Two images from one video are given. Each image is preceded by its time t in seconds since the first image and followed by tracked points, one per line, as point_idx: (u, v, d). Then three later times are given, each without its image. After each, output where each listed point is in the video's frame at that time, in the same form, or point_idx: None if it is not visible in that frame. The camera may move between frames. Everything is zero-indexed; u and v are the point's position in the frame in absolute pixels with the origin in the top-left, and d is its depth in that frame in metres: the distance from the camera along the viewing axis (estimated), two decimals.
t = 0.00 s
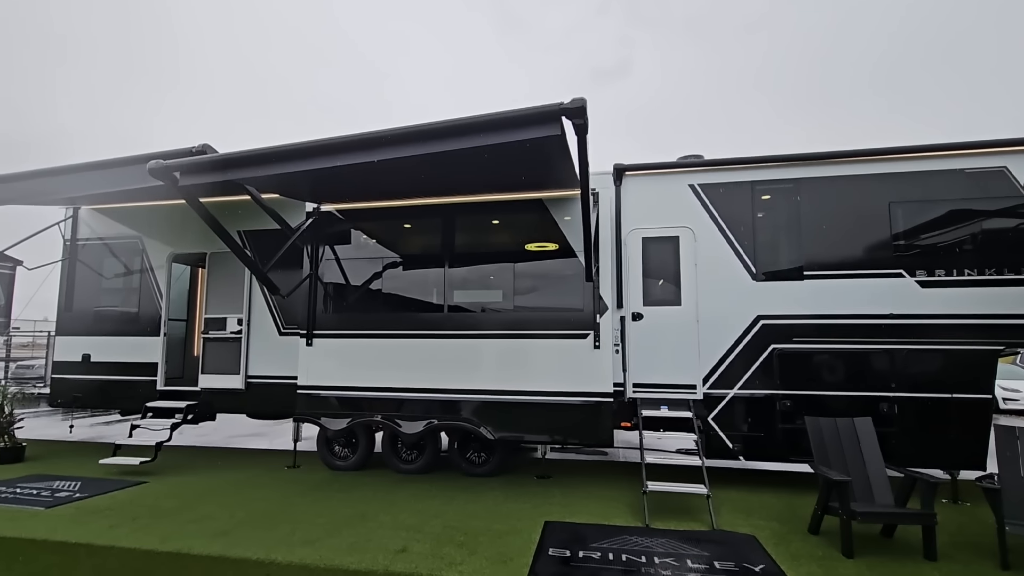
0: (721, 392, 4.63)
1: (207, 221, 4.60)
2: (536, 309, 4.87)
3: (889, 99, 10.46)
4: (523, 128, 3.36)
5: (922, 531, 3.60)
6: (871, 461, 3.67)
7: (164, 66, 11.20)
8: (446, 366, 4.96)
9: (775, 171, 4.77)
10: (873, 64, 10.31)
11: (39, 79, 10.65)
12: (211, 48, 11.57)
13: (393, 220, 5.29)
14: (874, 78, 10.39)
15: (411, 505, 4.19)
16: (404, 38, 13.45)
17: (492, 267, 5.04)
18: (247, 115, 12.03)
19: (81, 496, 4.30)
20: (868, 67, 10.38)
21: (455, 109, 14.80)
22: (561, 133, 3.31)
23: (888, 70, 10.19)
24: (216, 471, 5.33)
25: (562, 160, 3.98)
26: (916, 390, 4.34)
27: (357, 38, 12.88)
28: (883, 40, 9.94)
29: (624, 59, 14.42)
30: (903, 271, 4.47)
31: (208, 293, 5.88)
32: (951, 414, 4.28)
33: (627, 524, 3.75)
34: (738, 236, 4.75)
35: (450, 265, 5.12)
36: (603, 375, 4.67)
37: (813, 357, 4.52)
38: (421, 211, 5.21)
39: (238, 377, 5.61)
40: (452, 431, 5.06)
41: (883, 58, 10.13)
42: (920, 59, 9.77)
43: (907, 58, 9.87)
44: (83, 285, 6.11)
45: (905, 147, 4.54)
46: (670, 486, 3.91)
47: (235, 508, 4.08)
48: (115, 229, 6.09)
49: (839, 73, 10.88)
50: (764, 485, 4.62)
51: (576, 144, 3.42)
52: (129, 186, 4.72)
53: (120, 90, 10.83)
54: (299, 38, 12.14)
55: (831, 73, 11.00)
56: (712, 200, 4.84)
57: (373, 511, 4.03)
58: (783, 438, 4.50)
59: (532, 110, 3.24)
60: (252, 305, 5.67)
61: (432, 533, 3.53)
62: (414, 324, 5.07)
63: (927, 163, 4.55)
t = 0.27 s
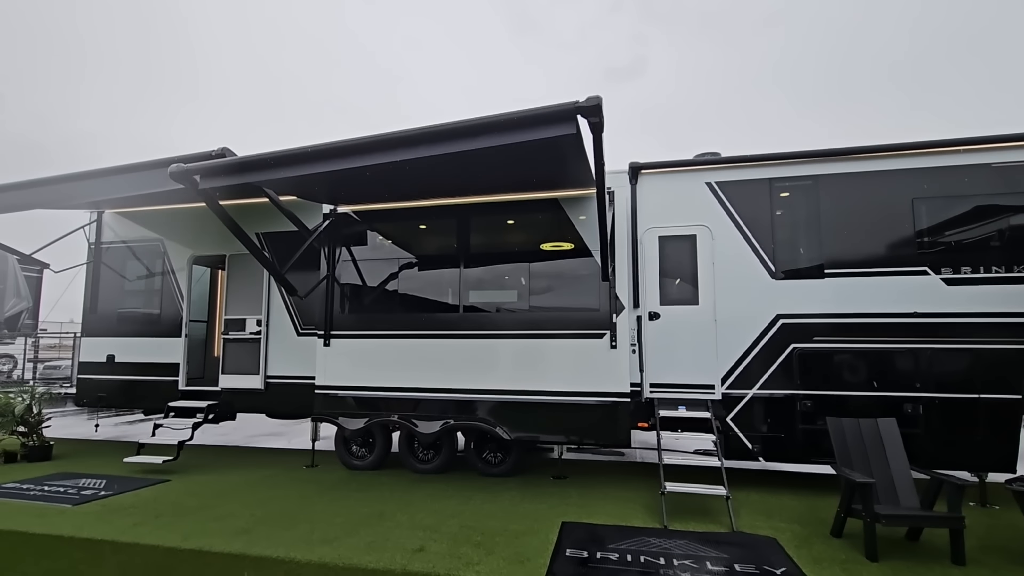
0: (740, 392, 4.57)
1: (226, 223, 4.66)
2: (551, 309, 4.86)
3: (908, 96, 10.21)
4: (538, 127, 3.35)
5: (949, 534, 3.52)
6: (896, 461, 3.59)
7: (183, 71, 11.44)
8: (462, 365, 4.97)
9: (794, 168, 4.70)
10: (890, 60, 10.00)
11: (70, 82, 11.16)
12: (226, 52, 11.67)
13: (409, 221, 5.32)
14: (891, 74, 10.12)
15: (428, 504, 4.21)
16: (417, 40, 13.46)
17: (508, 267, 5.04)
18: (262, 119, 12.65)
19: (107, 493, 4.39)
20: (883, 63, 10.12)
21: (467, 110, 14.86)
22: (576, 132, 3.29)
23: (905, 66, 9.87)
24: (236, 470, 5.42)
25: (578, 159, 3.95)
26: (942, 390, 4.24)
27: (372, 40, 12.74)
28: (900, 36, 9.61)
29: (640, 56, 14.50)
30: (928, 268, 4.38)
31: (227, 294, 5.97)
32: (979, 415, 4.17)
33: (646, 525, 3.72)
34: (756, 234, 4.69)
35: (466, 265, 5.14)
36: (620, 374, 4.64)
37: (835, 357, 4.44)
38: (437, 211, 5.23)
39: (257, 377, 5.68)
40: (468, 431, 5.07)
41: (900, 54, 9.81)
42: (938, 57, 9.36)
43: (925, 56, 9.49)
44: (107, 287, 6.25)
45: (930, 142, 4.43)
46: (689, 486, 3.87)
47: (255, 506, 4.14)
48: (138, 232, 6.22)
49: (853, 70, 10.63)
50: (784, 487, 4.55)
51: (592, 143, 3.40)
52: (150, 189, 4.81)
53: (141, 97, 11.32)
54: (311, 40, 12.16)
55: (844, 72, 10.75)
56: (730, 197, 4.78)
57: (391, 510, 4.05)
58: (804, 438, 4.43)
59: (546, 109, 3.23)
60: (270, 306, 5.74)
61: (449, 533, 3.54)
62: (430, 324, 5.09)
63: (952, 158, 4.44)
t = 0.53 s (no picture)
0: (754, 391, 4.51)
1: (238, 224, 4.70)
2: (562, 308, 4.83)
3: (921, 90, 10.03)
4: (548, 125, 3.33)
5: (971, 536, 3.45)
6: (914, 462, 3.53)
7: (191, 70, 11.70)
8: (473, 365, 4.96)
9: (808, 164, 4.63)
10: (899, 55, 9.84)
11: (83, 85, 11.47)
12: (233, 54, 11.84)
13: (420, 221, 5.32)
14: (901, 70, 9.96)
15: (440, 504, 4.21)
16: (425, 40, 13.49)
17: (518, 266, 5.02)
18: (268, 118, 12.86)
19: (122, 492, 4.45)
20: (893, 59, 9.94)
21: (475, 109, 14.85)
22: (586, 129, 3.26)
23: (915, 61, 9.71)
24: (249, 469, 5.46)
25: (588, 157, 3.93)
26: (962, 389, 4.15)
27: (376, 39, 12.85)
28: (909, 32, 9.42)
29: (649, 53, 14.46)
30: (946, 265, 4.29)
31: (239, 295, 6.02)
32: (1000, 415, 4.09)
33: (658, 525, 3.69)
34: (769, 231, 4.63)
35: (476, 264, 5.13)
36: (631, 374, 4.61)
37: (852, 356, 4.37)
38: (447, 211, 5.23)
39: (269, 377, 5.72)
40: (479, 431, 5.06)
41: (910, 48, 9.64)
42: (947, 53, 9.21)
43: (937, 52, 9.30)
44: (122, 288, 6.33)
45: (947, 136, 4.34)
46: (703, 487, 3.83)
47: (268, 505, 4.16)
48: (152, 233, 6.29)
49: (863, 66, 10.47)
50: (799, 487, 4.49)
51: (602, 140, 3.37)
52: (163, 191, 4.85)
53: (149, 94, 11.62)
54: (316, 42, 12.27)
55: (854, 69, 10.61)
56: (742, 194, 4.73)
57: (402, 510, 4.05)
58: (820, 438, 4.37)
59: (556, 107, 3.20)
60: (282, 307, 5.78)
61: (461, 533, 3.54)
62: (441, 324, 5.09)
63: (971, 152, 4.34)
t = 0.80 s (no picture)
0: (760, 390, 4.48)
1: (242, 223, 4.68)
2: (566, 307, 4.80)
3: (931, 80, 9.93)
4: (552, 122, 3.30)
5: (983, 535, 3.41)
6: (924, 460, 3.50)
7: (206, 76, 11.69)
8: (477, 364, 4.94)
9: (814, 160, 4.58)
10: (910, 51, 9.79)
11: (93, 91, 11.44)
12: (237, 53, 11.81)
13: (423, 219, 5.30)
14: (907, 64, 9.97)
15: (444, 504, 4.19)
16: (428, 39, 13.46)
17: (522, 265, 4.99)
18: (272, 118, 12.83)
19: (127, 492, 4.44)
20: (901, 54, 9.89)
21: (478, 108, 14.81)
22: (591, 126, 3.23)
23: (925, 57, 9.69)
24: (254, 469, 5.45)
25: (593, 154, 3.89)
26: (972, 387, 4.11)
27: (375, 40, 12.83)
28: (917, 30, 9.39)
29: (651, 52, 14.36)
30: (955, 262, 4.24)
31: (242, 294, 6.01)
32: (1010, 413, 4.04)
33: (665, 525, 3.66)
34: (775, 228, 4.59)
35: (480, 263, 5.10)
36: (637, 372, 4.58)
37: (859, 354, 4.33)
38: (450, 209, 5.21)
39: (273, 377, 5.71)
40: (484, 430, 5.04)
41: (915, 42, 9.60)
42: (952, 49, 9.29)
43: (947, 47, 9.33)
44: (126, 288, 6.32)
45: (956, 131, 4.29)
46: (710, 486, 3.80)
47: (273, 506, 4.15)
48: (155, 233, 6.28)
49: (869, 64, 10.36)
50: (807, 486, 4.46)
51: (608, 137, 3.34)
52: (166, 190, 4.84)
53: (161, 103, 11.51)
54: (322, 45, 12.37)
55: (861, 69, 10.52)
56: (748, 191, 4.69)
57: (407, 510, 4.04)
58: (827, 437, 4.33)
59: (562, 103, 3.17)
60: (285, 306, 5.77)
61: (466, 533, 3.51)
62: (445, 323, 5.07)
63: (980, 147, 4.29)
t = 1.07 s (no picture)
0: (761, 390, 4.46)
1: (240, 221, 4.64)
2: (567, 306, 4.77)
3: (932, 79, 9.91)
4: (554, 118, 3.27)
5: (986, 536, 3.39)
6: (927, 461, 3.48)
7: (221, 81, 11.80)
8: (477, 363, 4.91)
9: (816, 159, 4.56)
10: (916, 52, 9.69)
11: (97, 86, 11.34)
12: (240, 50, 11.75)
13: (422, 218, 5.26)
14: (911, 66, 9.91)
15: (444, 504, 4.16)
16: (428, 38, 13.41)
17: (522, 263, 4.96)
18: (271, 116, 12.75)
19: (123, 492, 4.40)
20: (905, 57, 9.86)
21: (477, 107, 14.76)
22: (594, 123, 3.20)
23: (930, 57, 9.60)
24: (251, 469, 5.41)
25: (595, 151, 3.87)
26: (974, 387, 4.09)
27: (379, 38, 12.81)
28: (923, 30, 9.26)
29: (650, 52, 14.35)
30: (957, 261, 4.23)
31: (240, 292, 5.96)
32: (1012, 413, 4.03)
33: (666, 525, 3.64)
34: (776, 227, 4.57)
35: (480, 262, 5.07)
36: (637, 372, 4.55)
37: (861, 353, 4.31)
38: (450, 207, 5.17)
39: (270, 375, 5.67)
40: (483, 430, 5.01)
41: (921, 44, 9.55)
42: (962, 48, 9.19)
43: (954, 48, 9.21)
44: (122, 286, 6.27)
45: (958, 130, 4.27)
46: (711, 487, 3.77)
47: (271, 506, 4.11)
48: (151, 231, 6.23)
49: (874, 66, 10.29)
50: (808, 487, 4.44)
51: (611, 134, 3.31)
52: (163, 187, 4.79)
53: (164, 100, 11.42)
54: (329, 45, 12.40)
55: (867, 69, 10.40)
56: (749, 190, 4.66)
57: (406, 510, 4.00)
58: (828, 437, 4.31)
59: (564, 99, 3.14)
60: (283, 305, 5.72)
61: (466, 534, 3.48)
62: (445, 322, 5.03)
63: (983, 146, 4.27)
